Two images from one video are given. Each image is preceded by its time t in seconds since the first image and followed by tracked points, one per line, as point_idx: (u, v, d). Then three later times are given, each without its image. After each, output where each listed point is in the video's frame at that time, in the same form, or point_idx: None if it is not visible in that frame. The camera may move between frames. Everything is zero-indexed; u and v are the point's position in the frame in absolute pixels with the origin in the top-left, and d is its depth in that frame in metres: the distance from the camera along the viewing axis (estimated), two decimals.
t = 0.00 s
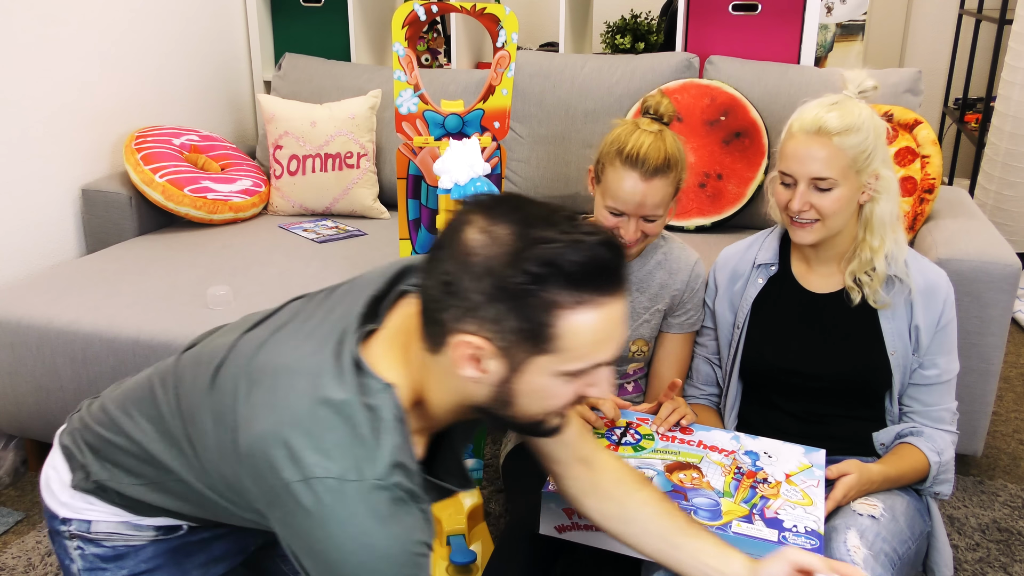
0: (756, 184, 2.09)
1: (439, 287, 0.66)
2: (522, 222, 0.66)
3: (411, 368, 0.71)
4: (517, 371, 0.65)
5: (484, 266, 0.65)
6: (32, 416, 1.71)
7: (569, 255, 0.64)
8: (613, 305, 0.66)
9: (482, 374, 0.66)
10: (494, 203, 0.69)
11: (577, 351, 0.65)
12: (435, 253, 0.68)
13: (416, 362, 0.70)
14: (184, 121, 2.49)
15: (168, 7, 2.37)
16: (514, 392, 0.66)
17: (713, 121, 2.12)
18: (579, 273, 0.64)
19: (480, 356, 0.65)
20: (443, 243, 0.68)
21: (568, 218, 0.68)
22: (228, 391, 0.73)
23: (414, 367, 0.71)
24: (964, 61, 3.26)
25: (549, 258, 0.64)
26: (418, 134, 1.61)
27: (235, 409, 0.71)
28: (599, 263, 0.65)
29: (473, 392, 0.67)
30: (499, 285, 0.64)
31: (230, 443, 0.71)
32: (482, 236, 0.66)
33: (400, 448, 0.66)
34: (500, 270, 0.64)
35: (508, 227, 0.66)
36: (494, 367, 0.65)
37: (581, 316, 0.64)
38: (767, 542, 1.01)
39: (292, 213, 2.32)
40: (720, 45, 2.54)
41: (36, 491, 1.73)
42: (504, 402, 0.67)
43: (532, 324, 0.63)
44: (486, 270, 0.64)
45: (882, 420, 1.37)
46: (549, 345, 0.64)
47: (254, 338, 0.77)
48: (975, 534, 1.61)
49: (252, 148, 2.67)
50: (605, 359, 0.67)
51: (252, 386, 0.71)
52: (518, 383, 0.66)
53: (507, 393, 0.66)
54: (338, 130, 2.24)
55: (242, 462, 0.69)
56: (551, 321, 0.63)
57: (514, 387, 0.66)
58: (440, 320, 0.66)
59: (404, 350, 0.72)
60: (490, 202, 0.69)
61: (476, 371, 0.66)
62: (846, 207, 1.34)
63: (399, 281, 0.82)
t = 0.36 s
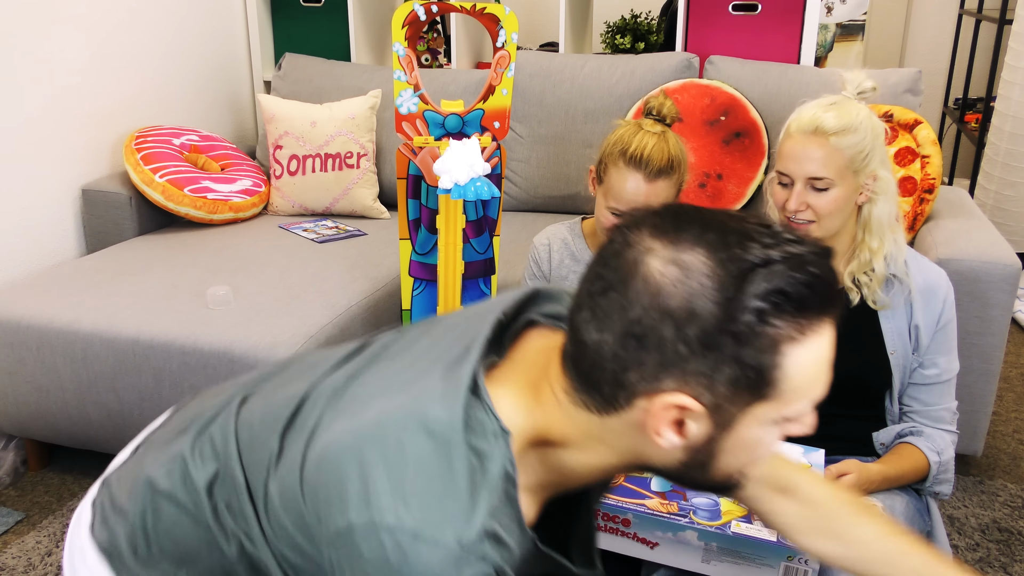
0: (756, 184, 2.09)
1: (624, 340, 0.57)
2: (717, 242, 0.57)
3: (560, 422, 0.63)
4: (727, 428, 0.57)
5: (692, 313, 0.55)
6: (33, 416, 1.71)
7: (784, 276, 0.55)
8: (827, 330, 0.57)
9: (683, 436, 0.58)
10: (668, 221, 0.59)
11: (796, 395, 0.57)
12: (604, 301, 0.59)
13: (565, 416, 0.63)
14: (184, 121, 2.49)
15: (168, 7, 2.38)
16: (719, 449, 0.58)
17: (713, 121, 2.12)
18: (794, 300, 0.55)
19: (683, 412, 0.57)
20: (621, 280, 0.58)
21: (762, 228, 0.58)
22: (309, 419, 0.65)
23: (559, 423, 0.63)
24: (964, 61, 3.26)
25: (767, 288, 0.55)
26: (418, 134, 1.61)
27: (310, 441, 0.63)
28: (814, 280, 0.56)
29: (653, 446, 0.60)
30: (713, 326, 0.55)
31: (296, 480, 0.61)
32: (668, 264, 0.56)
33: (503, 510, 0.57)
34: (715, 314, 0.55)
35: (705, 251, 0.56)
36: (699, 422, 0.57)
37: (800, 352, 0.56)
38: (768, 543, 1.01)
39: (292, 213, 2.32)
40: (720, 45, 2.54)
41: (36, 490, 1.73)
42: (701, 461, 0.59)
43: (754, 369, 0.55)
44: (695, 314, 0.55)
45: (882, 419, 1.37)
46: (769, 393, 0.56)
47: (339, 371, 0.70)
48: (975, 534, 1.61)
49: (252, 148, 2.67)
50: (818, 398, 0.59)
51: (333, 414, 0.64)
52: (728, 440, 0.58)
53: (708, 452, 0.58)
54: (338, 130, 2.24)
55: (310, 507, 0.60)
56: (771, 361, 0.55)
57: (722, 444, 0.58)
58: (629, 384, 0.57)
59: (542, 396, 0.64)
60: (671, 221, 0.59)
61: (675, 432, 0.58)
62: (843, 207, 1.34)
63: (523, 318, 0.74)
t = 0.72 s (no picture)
0: (756, 184, 2.09)
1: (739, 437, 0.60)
2: (842, 314, 0.58)
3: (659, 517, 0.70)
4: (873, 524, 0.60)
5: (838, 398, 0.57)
6: (33, 416, 1.71)
7: (930, 346, 0.57)
8: (980, 392, 0.59)
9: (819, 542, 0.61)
10: (786, 293, 0.61)
11: (955, 472, 0.59)
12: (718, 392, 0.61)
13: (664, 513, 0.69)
14: (184, 121, 2.49)
15: (169, 7, 2.38)
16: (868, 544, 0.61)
17: (713, 121, 2.12)
18: (948, 369, 0.57)
19: (800, 517, 0.60)
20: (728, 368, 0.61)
21: (890, 286, 0.60)
22: (377, 469, 0.75)
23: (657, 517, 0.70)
24: (964, 61, 3.26)
25: (912, 360, 0.56)
26: (418, 134, 1.61)
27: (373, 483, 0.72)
28: (964, 339, 0.57)
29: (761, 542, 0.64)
30: (846, 412, 0.57)
31: (354, 515, 0.70)
32: (779, 346, 0.59)
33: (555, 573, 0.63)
34: (859, 400, 0.56)
35: (825, 326, 0.58)
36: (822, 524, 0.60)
37: (958, 425, 0.57)
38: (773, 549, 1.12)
39: (292, 213, 2.32)
40: (720, 45, 2.54)
41: (36, 490, 1.73)
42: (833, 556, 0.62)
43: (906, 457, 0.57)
44: (837, 400, 0.57)
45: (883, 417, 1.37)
46: (924, 468, 0.58)
47: (407, 435, 0.81)
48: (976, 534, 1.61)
49: (253, 148, 2.67)
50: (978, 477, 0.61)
51: (401, 465, 0.73)
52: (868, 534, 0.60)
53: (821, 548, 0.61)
54: (338, 130, 2.25)
55: (360, 538, 0.68)
56: (928, 440, 0.57)
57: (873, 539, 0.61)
58: (749, 491, 0.61)
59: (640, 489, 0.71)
60: (774, 294, 0.61)
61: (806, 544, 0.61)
62: (842, 205, 1.34)
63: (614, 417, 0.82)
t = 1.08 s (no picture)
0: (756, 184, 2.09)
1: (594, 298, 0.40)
2: (700, 172, 0.39)
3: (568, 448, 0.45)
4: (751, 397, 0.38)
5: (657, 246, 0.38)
6: (32, 416, 1.71)
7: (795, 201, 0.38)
8: (853, 252, 0.39)
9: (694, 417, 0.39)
10: (646, 161, 0.41)
11: (811, 342, 0.38)
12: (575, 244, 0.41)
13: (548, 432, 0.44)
14: (184, 121, 2.49)
15: (168, 7, 2.38)
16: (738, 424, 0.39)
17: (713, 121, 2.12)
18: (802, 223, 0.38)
19: (683, 389, 0.38)
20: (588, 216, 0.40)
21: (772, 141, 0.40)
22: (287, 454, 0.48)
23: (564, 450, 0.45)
24: (964, 61, 3.26)
25: (764, 214, 0.37)
26: (418, 134, 1.61)
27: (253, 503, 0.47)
28: (836, 191, 0.38)
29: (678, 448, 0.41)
30: (696, 250, 0.37)
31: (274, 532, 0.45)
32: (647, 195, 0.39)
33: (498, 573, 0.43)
34: (682, 240, 0.38)
35: (685, 187, 0.38)
36: (707, 415, 0.39)
37: (813, 285, 0.38)
38: (766, 541, 1.02)
39: (292, 213, 2.32)
40: (720, 45, 2.54)
41: (36, 490, 1.73)
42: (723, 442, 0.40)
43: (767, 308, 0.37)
44: (671, 252, 0.38)
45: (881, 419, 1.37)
46: (787, 341, 0.38)
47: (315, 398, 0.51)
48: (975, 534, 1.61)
49: (252, 148, 2.67)
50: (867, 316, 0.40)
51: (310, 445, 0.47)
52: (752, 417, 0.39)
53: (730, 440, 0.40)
54: (338, 130, 2.25)
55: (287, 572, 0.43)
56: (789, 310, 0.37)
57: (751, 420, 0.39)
58: (613, 355, 0.39)
59: (539, 410, 0.45)
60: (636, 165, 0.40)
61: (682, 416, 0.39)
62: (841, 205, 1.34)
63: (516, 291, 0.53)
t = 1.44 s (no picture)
0: (756, 184, 2.09)
1: (402, 99, 0.62)
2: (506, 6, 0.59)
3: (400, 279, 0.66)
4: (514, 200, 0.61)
5: (448, 54, 0.59)
6: (32, 416, 1.71)
7: (590, 27, 0.59)
8: (626, 89, 0.60)
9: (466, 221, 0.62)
10: None
11: (586, 155, 0.59)
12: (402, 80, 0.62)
13: (384, 261, 0.66)
14: (184, 121, 2.49)
15: (168, 6, 2.38)
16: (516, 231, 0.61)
17: (713, 121, 2.11)
18: (580, 45, 0.58)
19: (459, 189, 0.61)
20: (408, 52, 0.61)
21: None
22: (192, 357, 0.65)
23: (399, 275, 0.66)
24: (964, 61, 3.26)
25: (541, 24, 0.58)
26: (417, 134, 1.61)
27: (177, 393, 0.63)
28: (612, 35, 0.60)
29: (469, 259, 0.63)
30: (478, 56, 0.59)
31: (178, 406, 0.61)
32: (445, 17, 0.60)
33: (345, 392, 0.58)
34: (465, 45, 0.58)
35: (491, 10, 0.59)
36: (485, 208, 0.61)
37: (589, 104, 0.59)
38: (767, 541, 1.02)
39: (292, 213, 2.32)
40: (720, 45, 2.54)
41: (36, 490, 1.73)
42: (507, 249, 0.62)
43: (523, 112, 0.59)
44: (456, 55, 0.59)
45: (882, 419, 1.37)
46: (552, 153, 0.59)
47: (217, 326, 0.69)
48: (975, 534, 1.61)
49: (252, 148, 2.67)
50: (639, 171, 0.61)
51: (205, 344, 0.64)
52: (517, 215, 0.61)
53: (504, 238, 0.62)
54: (338, 130, 2.25)
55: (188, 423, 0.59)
56: (551, 119, 0.59)
57: (514, 223, 0.61)
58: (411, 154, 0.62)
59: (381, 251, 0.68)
60: None
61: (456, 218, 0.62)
62: (842, 205, 1.34)
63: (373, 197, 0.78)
